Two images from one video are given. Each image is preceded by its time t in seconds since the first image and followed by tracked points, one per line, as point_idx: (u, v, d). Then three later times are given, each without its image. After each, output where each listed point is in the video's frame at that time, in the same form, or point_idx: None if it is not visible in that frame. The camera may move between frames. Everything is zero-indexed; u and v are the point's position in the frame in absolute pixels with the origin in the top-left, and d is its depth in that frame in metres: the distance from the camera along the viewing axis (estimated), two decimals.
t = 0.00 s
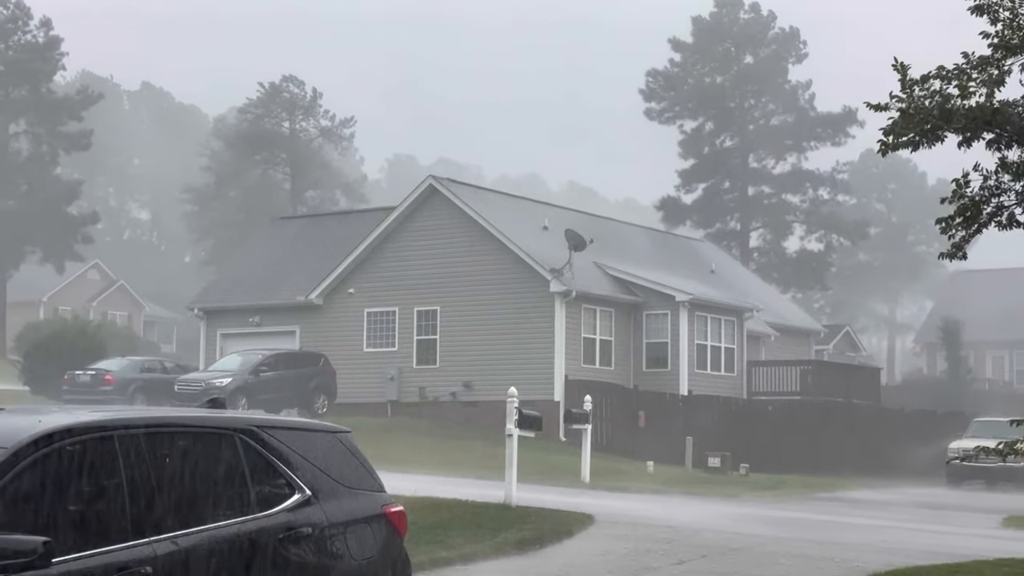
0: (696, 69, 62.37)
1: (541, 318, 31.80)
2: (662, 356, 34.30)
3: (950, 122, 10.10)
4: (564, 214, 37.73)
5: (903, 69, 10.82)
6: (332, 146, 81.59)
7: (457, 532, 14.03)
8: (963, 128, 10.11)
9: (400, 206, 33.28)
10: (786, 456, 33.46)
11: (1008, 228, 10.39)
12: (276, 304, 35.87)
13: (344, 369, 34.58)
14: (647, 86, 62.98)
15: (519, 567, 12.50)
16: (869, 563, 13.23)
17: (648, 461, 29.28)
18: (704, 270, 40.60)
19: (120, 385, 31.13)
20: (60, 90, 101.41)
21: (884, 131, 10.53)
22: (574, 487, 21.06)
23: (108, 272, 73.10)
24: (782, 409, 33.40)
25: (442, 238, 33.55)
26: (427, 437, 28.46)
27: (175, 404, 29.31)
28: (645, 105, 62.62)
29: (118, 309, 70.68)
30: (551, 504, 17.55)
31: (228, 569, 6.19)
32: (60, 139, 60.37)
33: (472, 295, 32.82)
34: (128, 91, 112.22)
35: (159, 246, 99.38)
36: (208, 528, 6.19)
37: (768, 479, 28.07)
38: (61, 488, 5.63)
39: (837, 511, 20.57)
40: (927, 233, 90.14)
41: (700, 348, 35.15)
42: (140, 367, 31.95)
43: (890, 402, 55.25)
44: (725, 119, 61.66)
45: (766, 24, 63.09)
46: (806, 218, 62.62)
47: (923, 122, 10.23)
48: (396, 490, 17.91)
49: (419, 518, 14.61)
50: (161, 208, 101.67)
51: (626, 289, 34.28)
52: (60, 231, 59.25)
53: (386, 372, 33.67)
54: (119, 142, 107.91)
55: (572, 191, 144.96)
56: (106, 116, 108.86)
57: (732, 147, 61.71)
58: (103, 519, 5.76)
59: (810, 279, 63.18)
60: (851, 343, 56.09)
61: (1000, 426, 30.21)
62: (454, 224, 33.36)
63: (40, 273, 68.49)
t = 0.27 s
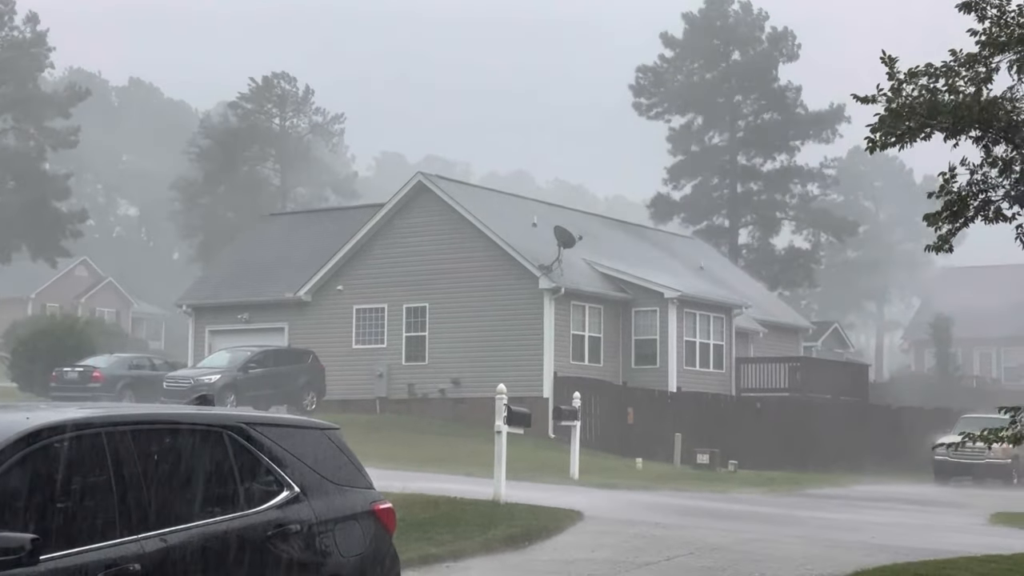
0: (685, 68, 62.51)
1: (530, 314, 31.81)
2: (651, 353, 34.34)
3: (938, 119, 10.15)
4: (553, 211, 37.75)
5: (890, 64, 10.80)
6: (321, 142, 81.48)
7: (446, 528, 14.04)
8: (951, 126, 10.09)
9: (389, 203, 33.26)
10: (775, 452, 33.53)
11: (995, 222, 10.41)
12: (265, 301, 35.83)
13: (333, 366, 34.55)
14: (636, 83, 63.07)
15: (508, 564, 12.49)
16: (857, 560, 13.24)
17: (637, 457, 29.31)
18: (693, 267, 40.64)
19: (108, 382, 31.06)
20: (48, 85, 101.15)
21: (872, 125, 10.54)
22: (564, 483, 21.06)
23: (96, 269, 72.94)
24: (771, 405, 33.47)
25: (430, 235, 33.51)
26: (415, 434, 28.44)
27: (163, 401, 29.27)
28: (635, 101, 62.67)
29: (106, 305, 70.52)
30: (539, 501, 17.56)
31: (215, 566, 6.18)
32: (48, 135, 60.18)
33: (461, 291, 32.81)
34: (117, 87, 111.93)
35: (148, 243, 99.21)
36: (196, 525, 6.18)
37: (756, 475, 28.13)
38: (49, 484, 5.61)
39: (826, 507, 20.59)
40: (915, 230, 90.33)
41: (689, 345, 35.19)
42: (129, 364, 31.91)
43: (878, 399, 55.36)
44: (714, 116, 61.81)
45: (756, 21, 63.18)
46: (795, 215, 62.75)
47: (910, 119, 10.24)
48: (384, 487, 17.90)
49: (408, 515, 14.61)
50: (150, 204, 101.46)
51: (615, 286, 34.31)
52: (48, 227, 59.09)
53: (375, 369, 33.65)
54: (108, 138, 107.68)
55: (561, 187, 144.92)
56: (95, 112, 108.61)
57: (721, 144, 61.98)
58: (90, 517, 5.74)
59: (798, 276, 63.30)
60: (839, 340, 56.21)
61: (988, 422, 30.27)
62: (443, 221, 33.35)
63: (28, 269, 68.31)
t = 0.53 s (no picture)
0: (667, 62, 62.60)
1: (511, 309, 31.82)
2: (631, 348, 34.40)
3: (916, 113, 9.89)
4: (535, 206, 37.76)
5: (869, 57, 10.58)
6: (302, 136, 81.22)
7: (426, 523, 14.03)
8: (931, 119, 9.91)
9: (370, 197, 33.21)
10: (755, 446, 33.61)
11: (973, 216, 10.36)
12: (245, 296, 35.74)
13: (314, 360, 34.47)
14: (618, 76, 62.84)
15: (489, 558, 12.49)
16: (836, 553, 13.30)
17: (617, 452, 29.36)
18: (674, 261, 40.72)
19: (88, 377, 30.94)
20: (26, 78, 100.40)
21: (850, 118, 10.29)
22: (544, 478, 21.07)
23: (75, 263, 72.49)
24: (751, 400, 33.58)
25: (412, 230, 33.47)
26: (396, 429, 28.41)
27: (143, 395, 29.18)
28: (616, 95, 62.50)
29: (85, 299, 70.15)
30: (520, 495, 17.56)
31: (196, 560, 6.17)
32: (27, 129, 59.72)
33: (442, 286, 32.79)
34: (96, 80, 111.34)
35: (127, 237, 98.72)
36: (177, 520, 6.17)
37: (737, 469, 28.23)
38: (30, 478, 5.61)
39: (807, 501, 20.66)
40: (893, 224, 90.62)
41: (670, 340, 35.26)
42: (108, 359, 31.78)
43: (858, 393, 55.51)
44: (696, 112, 61.79)
45: (738, 16, 63.18)
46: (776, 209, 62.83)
47: (888, 109, 9.97)
48: (365, 481, 17.86)
49: (388, 510, 14.59)
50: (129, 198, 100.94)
51: (596, 281, 34.35)
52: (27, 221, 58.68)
53: (356, 364, 33.60)
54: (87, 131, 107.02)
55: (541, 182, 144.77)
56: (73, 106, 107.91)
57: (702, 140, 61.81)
58: (70, 511, 5.73)
59: (778, 271, 63.41)
60: (819, 335, 56.30)
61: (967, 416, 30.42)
62: (424, 216, 33.31)
63: (7, 264, 67.86)
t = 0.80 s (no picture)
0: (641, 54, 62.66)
1: (482, 302, 31.86)
2: (602, 340, 34.52)
3: (883, 107, 9.55)
4: (507, 198, 37.79)
5: (837, 51, 10.22)
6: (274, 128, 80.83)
7: (396, 516, 14.01)
8: (898, 115, 9.55)
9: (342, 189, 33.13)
10: (726, 437, 33.74)
11: (941, 213, 10.03)
12: (217, 287, 35.61)
13: (284, 352, 34.38)
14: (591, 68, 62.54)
15: (459, 549, 12.53)
16: (804, 544, 13.40)
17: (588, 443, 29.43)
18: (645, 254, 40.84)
19: (57, 369, 30.78)
20: None
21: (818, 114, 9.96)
22: (515, 469, 21.08)
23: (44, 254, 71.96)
24: (721, 391, 33.74)
25: (384, 222, 33.43)
26: (366, 421, 28.38)
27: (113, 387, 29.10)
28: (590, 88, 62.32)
29: (55, 292, 69.68)
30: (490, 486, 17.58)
31: (165, 551, 6.17)
32: None
33: (413, 278, 32.80)
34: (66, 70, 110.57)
35: (97, 228, 98.12)
36: (146, 511, 6.17)
37: (706, 461, 28.34)
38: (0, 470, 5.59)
39: (777, 492, 20.74)
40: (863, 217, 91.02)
41: (641, 332, 35.35)
42: (78, 351, 31.67)
43: (827, 385, 55.83)
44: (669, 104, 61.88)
45: (710, 10, 63.25)
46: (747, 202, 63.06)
47: (856, 107, 9.66)
48: (336, 473, 17.83)
49: (358, 502, 14.59)
50: (100, 189, 100.35)
51: (567, 273, 34.39)
52: None
53: (327, 356, 33.56)
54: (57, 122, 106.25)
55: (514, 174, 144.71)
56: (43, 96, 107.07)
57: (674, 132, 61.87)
58: (41, 502, 5.72)
59: (750, 263, 63.68)
60: (790, 327, 56.55)
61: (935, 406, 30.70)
62: (396, 208, 33.26)
63: None
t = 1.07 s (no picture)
0: (611, 46, 62.87)
1: (450, 294, 31.85)
2: (570, 332, 34.60)
3: (847, 102, 9.57)
4: (474, 190, 37.78)
5: (801, 45, 10.20)
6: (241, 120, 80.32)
7: (364, 507, 14.01)
8: (862, 111, 9.55)
9: (309, 181, 32.97)
10: (692, 429, 33.91)
11: (905, 207, 10.07)
12: (183, 280, 35.41)
13: (251, 344, 34.27)
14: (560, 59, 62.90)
15: (426, 541, 12.52)
16: (770, 535, 13.48)
17: (556, 435, 29.49)
18: (613, 246, 40.92)
19: (21, 361, 30.55)
20: None
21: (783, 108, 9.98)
22: (483, 462, 21.10)
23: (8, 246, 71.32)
24: (688, 383, 33.89)
25: (350, 213, 33.34)
26: (334, 413, 28.34)
27: (79, 380, 28.93)
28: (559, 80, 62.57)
29: (19, 284, 69.09)
30: (458, 478, 17.58)
31: (130, 544, 6.15)
32: None
33: (381, 271, 32.74)
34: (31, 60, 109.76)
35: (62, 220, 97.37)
36: (111, 503, 6.15)
37: (673, 452, 28.46)
38: None
39: (743, 483, 20.85)
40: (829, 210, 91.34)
41: (608, 324, 35.45)
42: (42, 343, 31.47)
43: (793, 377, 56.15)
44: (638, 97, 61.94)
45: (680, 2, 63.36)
46: (714, 195, 63.26)
47: (821, 103, 9.66)
48: (302, 466, 17.78)
49: (325, 494, 14.57)
50: (64, 180, 99.58)
51: (535, 265, 34.42)
52: None
53: (295, 348, 33.47)
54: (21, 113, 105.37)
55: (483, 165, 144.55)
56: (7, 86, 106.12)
57: (641, 125, 62.21)
58: (5, 495, 5.69)
59: (717, 256, 63.90)
60: (756, 319, 56.82)
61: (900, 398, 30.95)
62: (363, 200, 33.15)
63: None
